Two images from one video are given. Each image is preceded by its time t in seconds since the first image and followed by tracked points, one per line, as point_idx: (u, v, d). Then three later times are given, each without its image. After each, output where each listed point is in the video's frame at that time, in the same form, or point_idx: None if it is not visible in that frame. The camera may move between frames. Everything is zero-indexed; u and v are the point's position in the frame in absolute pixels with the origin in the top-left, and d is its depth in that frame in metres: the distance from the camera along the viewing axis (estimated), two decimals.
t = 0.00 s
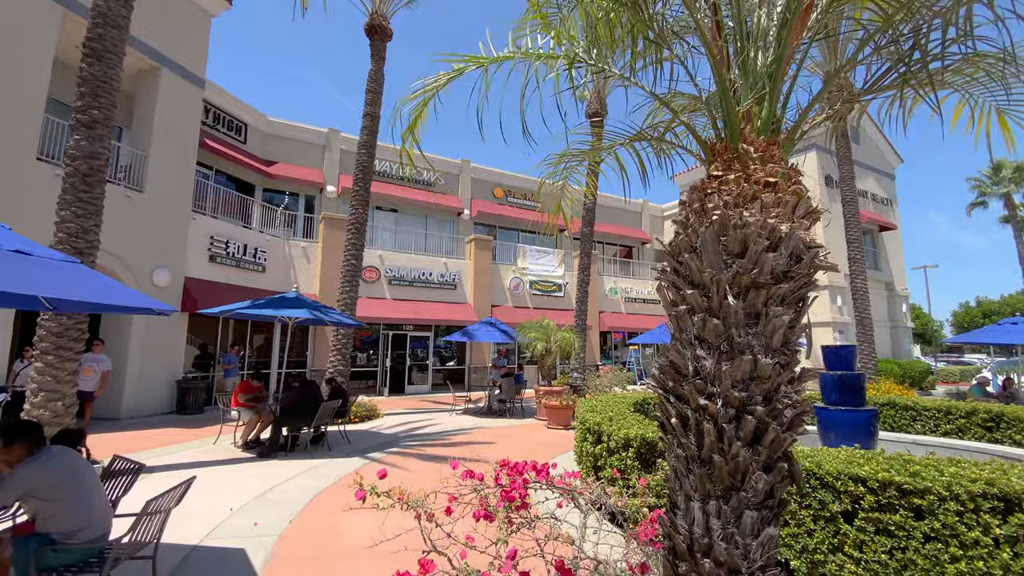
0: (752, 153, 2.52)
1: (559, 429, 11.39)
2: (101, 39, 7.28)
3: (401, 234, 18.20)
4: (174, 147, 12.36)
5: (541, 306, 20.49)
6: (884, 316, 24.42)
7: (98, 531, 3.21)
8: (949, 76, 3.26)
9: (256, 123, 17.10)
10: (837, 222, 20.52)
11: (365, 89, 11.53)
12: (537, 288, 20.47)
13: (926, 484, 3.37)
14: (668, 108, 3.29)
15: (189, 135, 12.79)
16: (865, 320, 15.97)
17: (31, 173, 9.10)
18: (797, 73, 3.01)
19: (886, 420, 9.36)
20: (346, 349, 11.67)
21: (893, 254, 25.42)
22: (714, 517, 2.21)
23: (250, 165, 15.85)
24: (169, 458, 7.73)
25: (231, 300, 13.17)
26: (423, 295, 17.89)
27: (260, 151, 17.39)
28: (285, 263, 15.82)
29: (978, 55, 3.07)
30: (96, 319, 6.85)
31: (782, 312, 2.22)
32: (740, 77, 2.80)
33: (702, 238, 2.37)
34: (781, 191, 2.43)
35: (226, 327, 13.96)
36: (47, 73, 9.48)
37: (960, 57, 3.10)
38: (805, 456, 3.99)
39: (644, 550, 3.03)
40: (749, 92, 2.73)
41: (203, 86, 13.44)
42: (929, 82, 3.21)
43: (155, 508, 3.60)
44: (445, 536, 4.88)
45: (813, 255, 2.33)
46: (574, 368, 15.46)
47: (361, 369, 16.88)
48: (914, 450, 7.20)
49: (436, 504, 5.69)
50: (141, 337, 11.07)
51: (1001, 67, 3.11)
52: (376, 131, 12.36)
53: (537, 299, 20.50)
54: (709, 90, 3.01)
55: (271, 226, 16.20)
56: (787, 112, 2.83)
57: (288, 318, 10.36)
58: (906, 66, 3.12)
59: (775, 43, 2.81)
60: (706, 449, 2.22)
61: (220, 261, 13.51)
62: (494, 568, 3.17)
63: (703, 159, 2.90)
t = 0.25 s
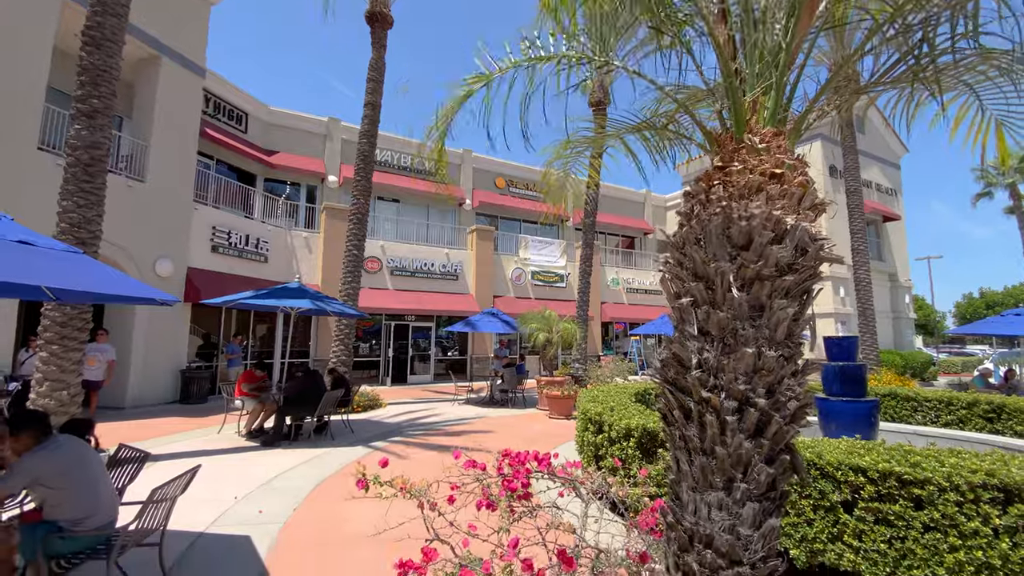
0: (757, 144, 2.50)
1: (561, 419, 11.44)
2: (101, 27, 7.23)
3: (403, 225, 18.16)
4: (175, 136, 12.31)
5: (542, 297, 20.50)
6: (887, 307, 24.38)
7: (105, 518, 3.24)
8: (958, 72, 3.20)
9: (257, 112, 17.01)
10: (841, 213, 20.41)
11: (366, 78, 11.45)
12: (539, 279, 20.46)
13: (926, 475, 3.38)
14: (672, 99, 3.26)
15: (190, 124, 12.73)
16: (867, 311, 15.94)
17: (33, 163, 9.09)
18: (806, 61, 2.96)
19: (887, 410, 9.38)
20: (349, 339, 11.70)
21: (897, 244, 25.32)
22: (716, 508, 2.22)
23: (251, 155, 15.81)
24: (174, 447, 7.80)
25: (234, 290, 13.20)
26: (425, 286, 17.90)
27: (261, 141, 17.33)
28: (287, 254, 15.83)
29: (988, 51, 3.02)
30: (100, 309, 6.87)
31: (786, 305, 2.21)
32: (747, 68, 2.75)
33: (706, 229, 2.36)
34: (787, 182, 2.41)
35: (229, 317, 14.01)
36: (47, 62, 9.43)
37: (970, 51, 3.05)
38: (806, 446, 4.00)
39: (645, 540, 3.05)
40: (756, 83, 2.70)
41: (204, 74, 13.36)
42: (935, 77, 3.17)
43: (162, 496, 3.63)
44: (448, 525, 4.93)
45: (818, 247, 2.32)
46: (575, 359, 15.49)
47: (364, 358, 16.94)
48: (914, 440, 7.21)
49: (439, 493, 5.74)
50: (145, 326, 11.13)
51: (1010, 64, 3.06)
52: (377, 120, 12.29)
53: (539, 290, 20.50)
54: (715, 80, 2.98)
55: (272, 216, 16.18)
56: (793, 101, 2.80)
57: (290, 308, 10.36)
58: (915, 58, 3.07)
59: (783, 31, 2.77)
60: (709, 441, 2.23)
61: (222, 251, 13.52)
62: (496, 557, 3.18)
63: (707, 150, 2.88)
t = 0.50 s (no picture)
0: (763, 135, 2.47)
1: (563, 412, 11.47)
2: (101, 20, 7.20)
3: (404, 218, 18.14)
4: (176, 130, 12.29)
5: (545, 290, 20.49)
6: (890, 300, 24.29)
7: (111, 510, 3.26)
8: (966, 61, 3.16)
9: (258, 105, 16.96)
10: (845, 205, 20.30)
11: (367, 70, 11.38)
12: (541, 272, 20.44)
13: (929, 467, 3.37)
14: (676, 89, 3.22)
15: (191, 118, 12.70)
16: (871, 303, 15.89)
17: (35, 157, 9.09)
18: (813, 50, 2.92)
19: (889, 403, 9.37)
20: (351, 333, 11.72)
21: (901, 236, 25.19)
22: (720, 502, 2.22)
23: (253, 149, 15.77)
24: (179, 440, 7.84)
25: (236, 284, 13.22)
26: (427, 280, 17.90)
27: (262, 134, 17.28)
28: (289, 248, 15.84)
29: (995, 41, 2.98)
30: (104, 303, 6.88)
31: (792, 298, 2.20)
32: (752, 57, 2.72)
33: (711, 222, 2.33)
34: (792, 173, 2.39)
35: (232, 311, 14.04)
36: (48, 55, 9.40)
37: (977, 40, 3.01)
38: (808, 439, 3.99)
39: (647, 532, 3.05)
40: (762, 73, 2.66)
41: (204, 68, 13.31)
42: (943, 66, 3.13)
43: (168, 488, 3.66)
44: (451, 517, 4.95)
45: (825, 239, 2.30)
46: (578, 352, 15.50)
47: (366, 352, 16.99)
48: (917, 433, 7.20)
49: (442, 485, 5.76)
50: (149, 320, 11.17)
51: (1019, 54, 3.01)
52: (378, 113, 12.24)
53: (541, 284, 20.48)
54: (720, 70, 2.94)
55: (274, 210, 16.17)
56: (800, 92, 2.77)
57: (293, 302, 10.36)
58: (921, 48, 3.03)
59: (791, 20, 2.73)
60: (713, 434, 2.22)
61: (225, 245, 13.53)
62: (499, 549, 3.19)
63: (712, 141, 2.84)
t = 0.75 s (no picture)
0: (772, 128, 2.44)
1: (568, 406, 11.49)
2: (106, 15, 7.21)
3: (409, 213, 18.14)
4: (182, 125, 12.31)
5: (549, 285, 20.47)
6: (897, 295, 24.14)
7: (120, 503, 3.30)
8: (977, 51, 3.11)
9: (262, 100, 16.96)
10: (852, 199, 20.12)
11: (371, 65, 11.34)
12: (545, 267, 20.42)
13: (935, 462, 3.35)
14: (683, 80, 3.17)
15: (196, 113, 12.71)
16: (877, 298, 15.79)
17: (42, 153, 9.14)
18: (823, 41, 2.88)
19: (895, 399, 9.32)
20: (357, 328, 11.75)
21: (909, 231, 24.99)
22: (726, 498, 2.21)
23: (258, 144, 15.79)
24: (187, 433, 7.91)
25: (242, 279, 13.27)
26: (431, 274, 17.92)
27: (267, 129, 17.29)
28: (294, 243, 15.88)
29: (1006, 31, 2.93)
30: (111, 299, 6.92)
31: (799, 293, 2.18)
32: (762, 47, 2.67)
33: (718, 217, 2.31)
34: (802, 167, 2.36)
35: (238, 306, 14.12)
36: (53, 51, 9.43)
37: (988, 29, 2.96)
38: (814, 434, 3.97)
39: (652, 527, 3.05)
40: (771, 65, 2.62)
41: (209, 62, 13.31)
42: (953, 58, 3.08)
43: (176, 481, 3.69)
44: (457, 511, 4.98)
45: (834, 233, 2.28)
46: (582, 347, 15.49)
47: (372, 347, 17.05)
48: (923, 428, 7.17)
49: (447, 479, 5.79)
50: (156, 314, 11.24)
51: None
52: (382, 108, 12.21)
53: (545, 278, 20.46)
54: (728, 62, 2.90)
55: (280, 205, 16.21)
56: (809, 84, 2.74)
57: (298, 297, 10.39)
58: (931, 39, 2.99)
59: (800, 11, 2.70)
60: (719, 430, 2.21)
61: (230, 240, 13.57)
62: (504, 542, 3.20)
63: (720, 135, 2.81)
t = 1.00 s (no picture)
0: (779, 124, 2.42)
1: (572, 402, 11.50)
2: (109, 12, 7.21)
3: (412, 209, 18.13)
4: (186, 122, 12.33)
5: (553, 281, 20.46)
6: (903, 290, 24.00)
7: (128, 498, 3.32)
8: (985, 43, 3.07)
9: (265, 96, 16.96)
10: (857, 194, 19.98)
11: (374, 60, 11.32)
12: (549, 263, 20.40)
13: (941, 459, 3.34)
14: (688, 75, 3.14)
15: (200, 110, 12.73)
16: (883, 294, 15.70)
17: (47, 150, 9.17)
18: (830, 34, 2.85)
19: (901, 394, 9.28)
20: (361, 324, 11.78)
21: (915, 226, 24.82)
22: (732, 495, 2.21)
23: (261, 140, 15.80)
24: (194, 428, 7.97)
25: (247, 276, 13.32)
26: (435, 271, 17.93)
27: (270, 125, 17.31)
28: (298, 239, 15.92)
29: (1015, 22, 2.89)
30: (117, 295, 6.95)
31: (806, 291, 2.17)
32: (768, 43, 2.65)
33: (724, 213, 2.30)
34: (809, 163, 2.35)
35: (243, 302, 14.18)
36: (58, 48, 9.44)
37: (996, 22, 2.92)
38: (819, 430, 3.96)
39: (656, 523, 3.05)
40: (777, 60, 2.59)
41: (212, 59, 13.31)
42: (962, 51, 3.04)
43: (183, 476, 3.72)
44: (461, 507, 5.00)
45: (841, 231, 2.27)
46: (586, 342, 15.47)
47: (376, 342, 17.09)
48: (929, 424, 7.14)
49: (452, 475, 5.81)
50: (162, 311, 11.30)
51: None
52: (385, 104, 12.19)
53: (549, 274, 20.45)
54: (734, 56, 2.87)
55: (283, 201, 16.23)
56: (815, 79, 2.71)
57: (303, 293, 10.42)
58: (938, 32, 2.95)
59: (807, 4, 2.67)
60: (725, 428, 2.21)
61: (235, 236, 13.61)
62: (508, 538, 3.20)
63: (726, 131, 2.79)
